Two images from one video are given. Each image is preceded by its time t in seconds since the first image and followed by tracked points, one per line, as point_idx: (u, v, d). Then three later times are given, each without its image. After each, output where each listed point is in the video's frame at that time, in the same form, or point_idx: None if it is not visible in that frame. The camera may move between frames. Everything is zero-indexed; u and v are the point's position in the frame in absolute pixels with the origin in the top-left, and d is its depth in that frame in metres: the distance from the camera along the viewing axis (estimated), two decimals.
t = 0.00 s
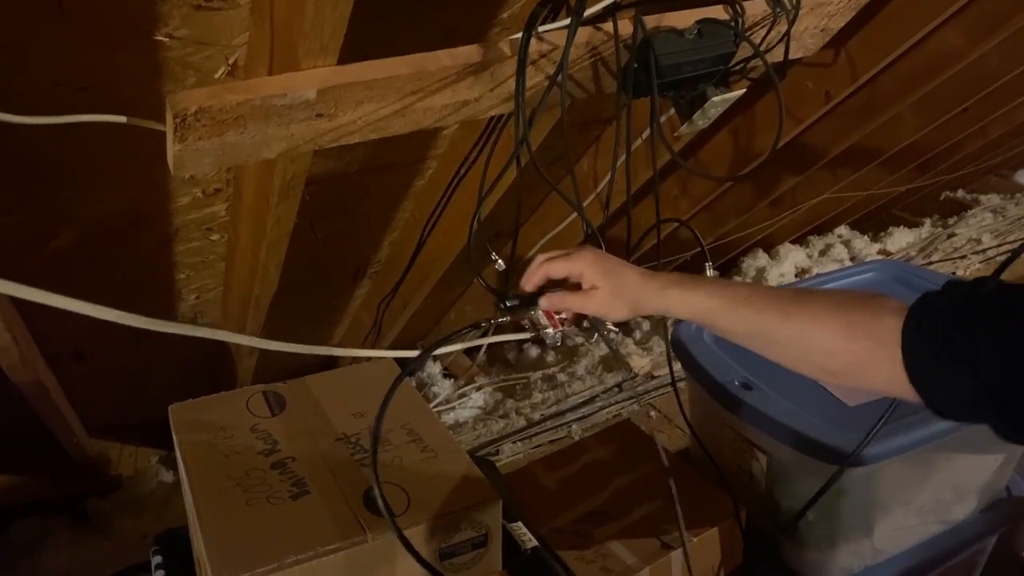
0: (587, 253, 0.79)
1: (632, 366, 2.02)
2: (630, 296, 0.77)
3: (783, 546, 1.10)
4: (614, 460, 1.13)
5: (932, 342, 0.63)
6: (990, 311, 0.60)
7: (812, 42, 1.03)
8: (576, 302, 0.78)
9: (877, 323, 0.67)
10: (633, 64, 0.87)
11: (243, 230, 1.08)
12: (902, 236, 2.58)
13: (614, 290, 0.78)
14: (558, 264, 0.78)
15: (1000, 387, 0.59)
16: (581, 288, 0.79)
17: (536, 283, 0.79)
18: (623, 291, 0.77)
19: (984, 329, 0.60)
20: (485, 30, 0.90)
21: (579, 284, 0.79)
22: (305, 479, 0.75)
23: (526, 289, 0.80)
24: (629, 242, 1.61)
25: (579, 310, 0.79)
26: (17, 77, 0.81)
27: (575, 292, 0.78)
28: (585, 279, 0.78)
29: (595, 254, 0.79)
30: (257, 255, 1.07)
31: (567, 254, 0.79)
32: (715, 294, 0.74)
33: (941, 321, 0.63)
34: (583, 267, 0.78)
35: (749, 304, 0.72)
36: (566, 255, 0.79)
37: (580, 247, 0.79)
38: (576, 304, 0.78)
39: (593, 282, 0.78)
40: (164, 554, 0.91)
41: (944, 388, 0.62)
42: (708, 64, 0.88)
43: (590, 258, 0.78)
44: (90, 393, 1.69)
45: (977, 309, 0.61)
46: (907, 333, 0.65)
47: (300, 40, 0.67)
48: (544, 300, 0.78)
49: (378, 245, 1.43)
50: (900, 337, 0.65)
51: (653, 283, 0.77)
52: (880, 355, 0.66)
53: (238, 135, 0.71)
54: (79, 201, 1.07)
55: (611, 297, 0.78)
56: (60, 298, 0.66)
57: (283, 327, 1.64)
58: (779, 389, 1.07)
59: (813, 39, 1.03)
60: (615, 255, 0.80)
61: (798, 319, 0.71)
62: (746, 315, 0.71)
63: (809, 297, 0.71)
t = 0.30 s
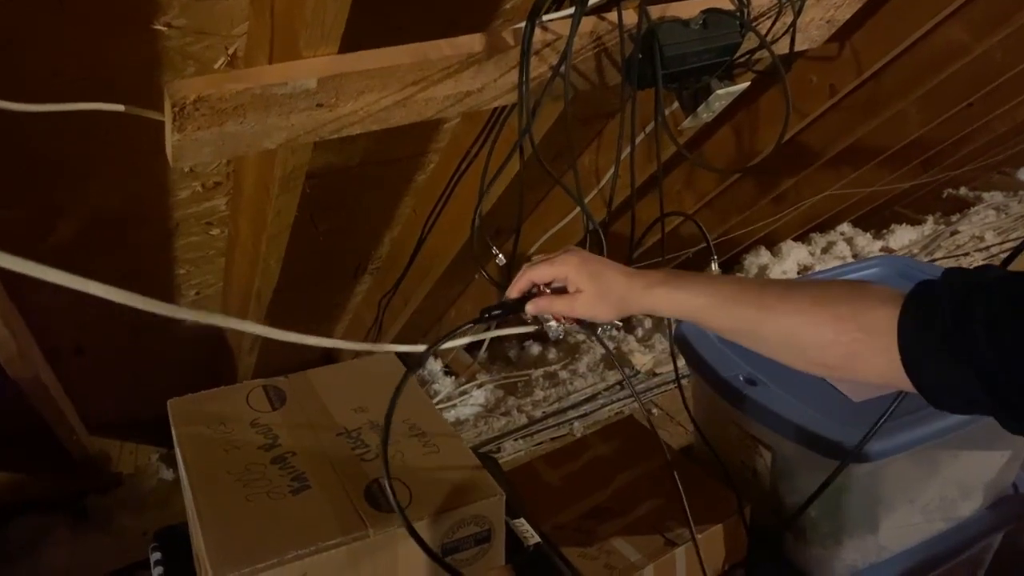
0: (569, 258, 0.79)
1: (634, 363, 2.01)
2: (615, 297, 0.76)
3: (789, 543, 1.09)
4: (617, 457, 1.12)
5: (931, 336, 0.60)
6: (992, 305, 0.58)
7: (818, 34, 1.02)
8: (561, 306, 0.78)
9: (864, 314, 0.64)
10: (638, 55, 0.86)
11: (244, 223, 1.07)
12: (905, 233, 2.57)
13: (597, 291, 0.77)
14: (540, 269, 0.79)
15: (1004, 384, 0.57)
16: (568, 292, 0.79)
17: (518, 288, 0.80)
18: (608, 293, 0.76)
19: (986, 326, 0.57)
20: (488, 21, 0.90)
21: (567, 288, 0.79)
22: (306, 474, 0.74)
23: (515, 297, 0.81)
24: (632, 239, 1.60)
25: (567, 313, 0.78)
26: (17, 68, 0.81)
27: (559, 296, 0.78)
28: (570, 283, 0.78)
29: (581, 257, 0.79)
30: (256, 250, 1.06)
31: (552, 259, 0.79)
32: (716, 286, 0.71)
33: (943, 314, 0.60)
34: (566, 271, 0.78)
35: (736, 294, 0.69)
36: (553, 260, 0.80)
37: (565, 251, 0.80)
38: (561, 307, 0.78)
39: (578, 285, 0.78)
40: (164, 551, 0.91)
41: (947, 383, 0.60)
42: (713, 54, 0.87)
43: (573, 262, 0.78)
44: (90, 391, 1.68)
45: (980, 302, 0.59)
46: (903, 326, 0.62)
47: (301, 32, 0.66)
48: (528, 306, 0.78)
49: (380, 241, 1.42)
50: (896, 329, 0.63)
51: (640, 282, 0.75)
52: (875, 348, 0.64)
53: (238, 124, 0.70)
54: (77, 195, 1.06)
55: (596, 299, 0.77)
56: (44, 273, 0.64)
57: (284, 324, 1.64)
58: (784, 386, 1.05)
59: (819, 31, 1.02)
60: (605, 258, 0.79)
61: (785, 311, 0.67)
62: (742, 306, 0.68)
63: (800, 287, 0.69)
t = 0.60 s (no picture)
0: (569, 250, 0.75)
1: (636, 359, 2.01)
2: (615, 291, 0.74)
3: (793, 538, 1.08)
4: (620, 451, 1.11)
5: (950, 334, 0.59)
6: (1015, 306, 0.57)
7: (823, 25, 1.01)
8: (559, 300, 0.75)
9: (870, 307, 0.64)
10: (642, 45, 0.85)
11: (244, 215, 1.06)
12: (908, 229, 2.57)
13: (597, 286, 0.74)
14: (539, 262, 0.76)
15: None
16: (567, 285, 0.76)
17: (517, 280, 0.78)
18: (608, 287, 0.74)
19: (1011, 329, 0.57)
20: (490, 11, 0.89)
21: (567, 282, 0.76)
22: (307, 466, 0.73)
23: (511, 289, 0.79)
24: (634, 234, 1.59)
25: (565, 308, 0.76)
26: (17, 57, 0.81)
27: (558, 291, 0.75)
28: (570, 277, 0.75)
29: (581, 250, 0.75)
30: (257, 242, 1.05)
31: (552, 252, 0.76)
32: (720, 278, 0.70)
33: (963, 311, 0.60)
34: (565, 264, 0.75)
35: (740, 287, 0.68)
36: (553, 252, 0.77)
37: (566, 244, 0.76)
38: (560, 302, 0.75)
39: (577, 279, 0.75)
40: (164, 544, 0.90)
41: (964, 377, 0.60)
42: (718, 45, 0.86)
43: (572, 255, 0.75)
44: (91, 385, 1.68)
45: (1002, 302, 0.58)
46: (920, 320, 0.61)
47: (302, 18, 0.65)
48: (525, 300, 0.76)
49: (381, 235, 1.42)
50: (909, 323, 0.62)
51: (640, 275, 0.73)
52: (879, 341, 0.63)
53: (238, 114, 0.69)
54: (77, 186, 1.05)
55: (596, 295, 0.74)
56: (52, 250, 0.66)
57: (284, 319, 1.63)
58: (789, 379, 1.05)
59: (824, 22, 1.01)
60: (606, 251, 0.76)
61: (786, 306, 0.66)
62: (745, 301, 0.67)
63: (803, 281, 0.68)
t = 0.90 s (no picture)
0: (560, 243, 0.76)
1: (635, 355, 2.00)
2: (606, 282, 0.74)
3: (789, 532, 1.08)
4: (617, 444, 1.11)
5: (954, 320, 0.59)
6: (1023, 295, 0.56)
7: (821, 16, 1.01)
8: (552, 293, 0.77)
9: (866, 297, 0.63)
10: (638, 36, 0.85)
11: (240, 207, 1.05)
12: (908, 225, 2.56)
13: (589, 277, 0.75)
14: (530, 256, 0.77)
15: None
16: (559, 277, 0.77)
17: (509, 274, 0.79)
18: (599, 278, 0.74)
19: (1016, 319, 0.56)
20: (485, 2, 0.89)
21: (559, 274, 0.77)
22: (299, 458, 0.73)
23: (505, 283, 0.80)
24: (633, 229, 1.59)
25: (558, 300, 0.77)
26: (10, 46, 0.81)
27: (550, 283, 0.77)
28: (561, 269, 0.76)
29: (572, 243, 0.76)
30: (253, 235, 1.05)
31: (543, 244, 0.77)
32: (716, 269, 0.69)
33: (969, 298, 0.59)
34: (556, 257, 0.76)
35: (734, 277, 0.68)
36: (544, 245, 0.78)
37: (557, 237, 0.77)
38: (552, 294, 0.77)
39: (568, 272, 0.76)
40: (158, 538, 0.90)
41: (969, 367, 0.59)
42: (714, 36, 0.86)
43: (563, 247, 0.76)
44: (88, 379, 1.67)
45: (1009, 291, 0.57)
46: (923, 306, 0.61)
47: (294, 8, 0.65)
48: (519, 293, 0.77)
49: (379, 229, 1.41)
50: (911, 308, 0.61)
51: (630, 267, 0.73)
52: (875, 330, 0.63)
53: (230, 104, 0.69)
54: (71, 177, 1.05)
55: (588, 286, 0.75)
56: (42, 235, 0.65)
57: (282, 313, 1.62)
58: (786, 373, 1.04)
59: (821, 14, 1.01)
60: (597, 242, 0.77)
61: (780, 294, 0.66)
62: (739, 291, 0.66)
63: (798, 270, 0.67)
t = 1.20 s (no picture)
0: (553, 236, 0.77)
1: (633, 351, 2.00)
2: (599, 273, 0.75)
3: (784, 528, 1.08)
4: (613, 440, 1.11)
5: (942, 315, 0.59)
6: (1015, 294, 0.56)
7: (816, 13, 1.01)
8: (545, 285, 0.77)
9: (859, 291, 0.63)
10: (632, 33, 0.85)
11: (237, 204, 1.06)
12: (907, 222, 2.56)
13: (581, 269, 0.75)
14: (523, 250, 0.78)
15: None
16: (552, 271, 0.78)
17: (502, 270, 0.80)
18: (592, 269, 0.75)
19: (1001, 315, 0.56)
20: None
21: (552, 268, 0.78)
22: (294, 454, 0.73)
23: (499, 279, 0.81)
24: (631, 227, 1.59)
25: (551, 293, 0.77)
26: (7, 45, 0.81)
27: (543, 276, 0.77)
28: (553, 262, 0.77)
29: (564, 236, 0.77)
30: (250, 231, 1.05)
31: (535, 239, 0.78)
32: (709, 263, 0.69)
33: (954, 293, 0.59)
34: (549, 250, 0.77)
35: (730, 269, 0.68)
36: (536, 239, 0.78)
37: (549, 231, 0.78)
38: (546, 287, 0.77)
39: (561, 264, 0.76)
40: (155, 534, 0.90)
41: (954, 363, 0.59)
42: (708, 33, 0.86)
43: (556, 240, 0.77)
44: (87, 376, 1.68)
45: (1000, 287, 0.56)
46: (911, 301, 0.60)
47: (287, 6, 0.65)
48: (512, 288, 0.77)
49: (376, 226, 1.41)
50: (899, 302, 0.61)
51: (623, 258, 0.74)
52: (864, 323, 0.63)
53: (225, 101, 0.69)
54: (69, 175, 1.06)
55: (581, 278, 0.75)
56: (39, 243, 0.67)
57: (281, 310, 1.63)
58: (781, 369, 1.04)
59: (816, 11, 1.01)
60: (589, 236, 0.77)
61: (772, 287, 0.66)
62: (732, 286, 0.67)
63: (789, 264, 0.68)
